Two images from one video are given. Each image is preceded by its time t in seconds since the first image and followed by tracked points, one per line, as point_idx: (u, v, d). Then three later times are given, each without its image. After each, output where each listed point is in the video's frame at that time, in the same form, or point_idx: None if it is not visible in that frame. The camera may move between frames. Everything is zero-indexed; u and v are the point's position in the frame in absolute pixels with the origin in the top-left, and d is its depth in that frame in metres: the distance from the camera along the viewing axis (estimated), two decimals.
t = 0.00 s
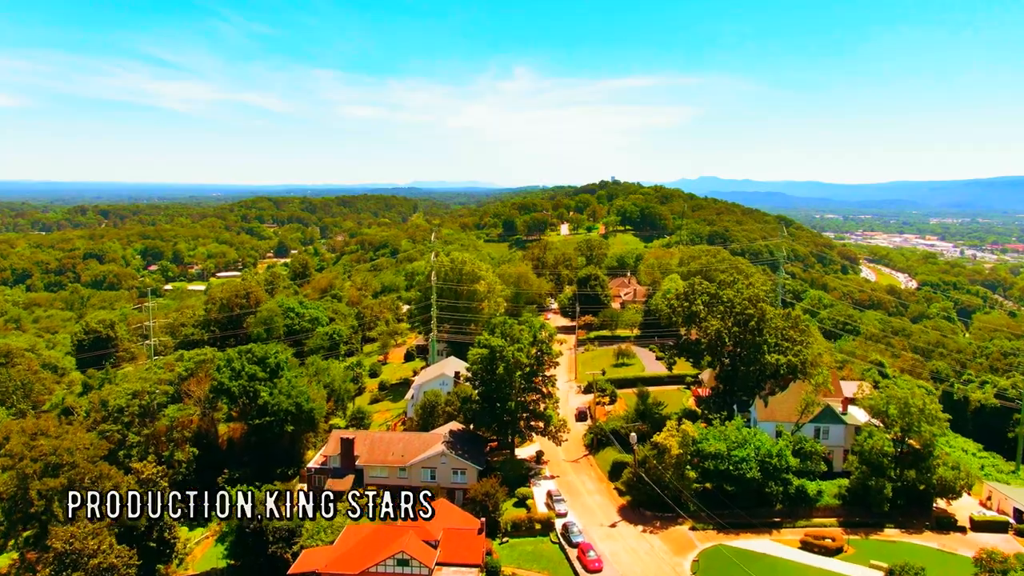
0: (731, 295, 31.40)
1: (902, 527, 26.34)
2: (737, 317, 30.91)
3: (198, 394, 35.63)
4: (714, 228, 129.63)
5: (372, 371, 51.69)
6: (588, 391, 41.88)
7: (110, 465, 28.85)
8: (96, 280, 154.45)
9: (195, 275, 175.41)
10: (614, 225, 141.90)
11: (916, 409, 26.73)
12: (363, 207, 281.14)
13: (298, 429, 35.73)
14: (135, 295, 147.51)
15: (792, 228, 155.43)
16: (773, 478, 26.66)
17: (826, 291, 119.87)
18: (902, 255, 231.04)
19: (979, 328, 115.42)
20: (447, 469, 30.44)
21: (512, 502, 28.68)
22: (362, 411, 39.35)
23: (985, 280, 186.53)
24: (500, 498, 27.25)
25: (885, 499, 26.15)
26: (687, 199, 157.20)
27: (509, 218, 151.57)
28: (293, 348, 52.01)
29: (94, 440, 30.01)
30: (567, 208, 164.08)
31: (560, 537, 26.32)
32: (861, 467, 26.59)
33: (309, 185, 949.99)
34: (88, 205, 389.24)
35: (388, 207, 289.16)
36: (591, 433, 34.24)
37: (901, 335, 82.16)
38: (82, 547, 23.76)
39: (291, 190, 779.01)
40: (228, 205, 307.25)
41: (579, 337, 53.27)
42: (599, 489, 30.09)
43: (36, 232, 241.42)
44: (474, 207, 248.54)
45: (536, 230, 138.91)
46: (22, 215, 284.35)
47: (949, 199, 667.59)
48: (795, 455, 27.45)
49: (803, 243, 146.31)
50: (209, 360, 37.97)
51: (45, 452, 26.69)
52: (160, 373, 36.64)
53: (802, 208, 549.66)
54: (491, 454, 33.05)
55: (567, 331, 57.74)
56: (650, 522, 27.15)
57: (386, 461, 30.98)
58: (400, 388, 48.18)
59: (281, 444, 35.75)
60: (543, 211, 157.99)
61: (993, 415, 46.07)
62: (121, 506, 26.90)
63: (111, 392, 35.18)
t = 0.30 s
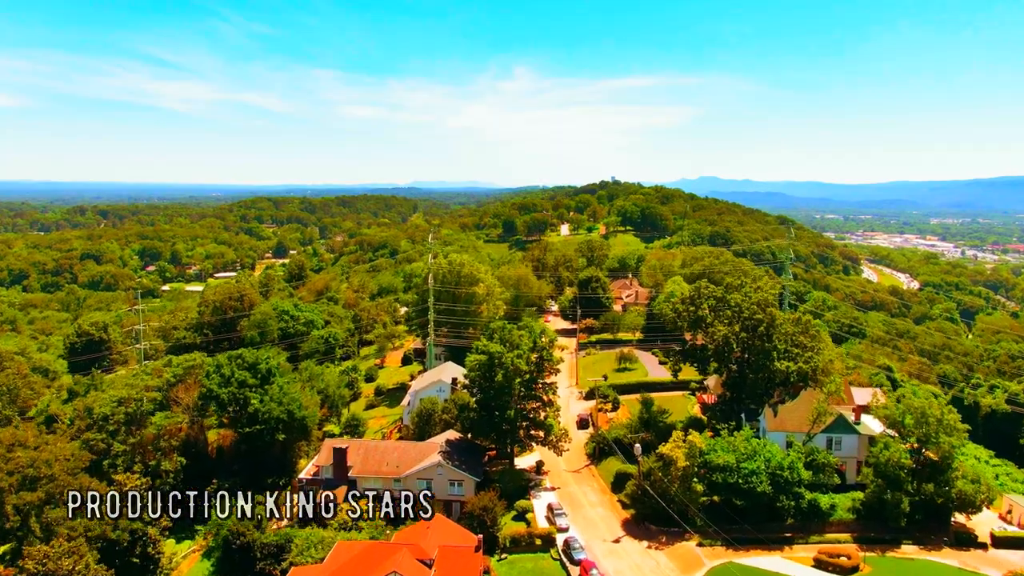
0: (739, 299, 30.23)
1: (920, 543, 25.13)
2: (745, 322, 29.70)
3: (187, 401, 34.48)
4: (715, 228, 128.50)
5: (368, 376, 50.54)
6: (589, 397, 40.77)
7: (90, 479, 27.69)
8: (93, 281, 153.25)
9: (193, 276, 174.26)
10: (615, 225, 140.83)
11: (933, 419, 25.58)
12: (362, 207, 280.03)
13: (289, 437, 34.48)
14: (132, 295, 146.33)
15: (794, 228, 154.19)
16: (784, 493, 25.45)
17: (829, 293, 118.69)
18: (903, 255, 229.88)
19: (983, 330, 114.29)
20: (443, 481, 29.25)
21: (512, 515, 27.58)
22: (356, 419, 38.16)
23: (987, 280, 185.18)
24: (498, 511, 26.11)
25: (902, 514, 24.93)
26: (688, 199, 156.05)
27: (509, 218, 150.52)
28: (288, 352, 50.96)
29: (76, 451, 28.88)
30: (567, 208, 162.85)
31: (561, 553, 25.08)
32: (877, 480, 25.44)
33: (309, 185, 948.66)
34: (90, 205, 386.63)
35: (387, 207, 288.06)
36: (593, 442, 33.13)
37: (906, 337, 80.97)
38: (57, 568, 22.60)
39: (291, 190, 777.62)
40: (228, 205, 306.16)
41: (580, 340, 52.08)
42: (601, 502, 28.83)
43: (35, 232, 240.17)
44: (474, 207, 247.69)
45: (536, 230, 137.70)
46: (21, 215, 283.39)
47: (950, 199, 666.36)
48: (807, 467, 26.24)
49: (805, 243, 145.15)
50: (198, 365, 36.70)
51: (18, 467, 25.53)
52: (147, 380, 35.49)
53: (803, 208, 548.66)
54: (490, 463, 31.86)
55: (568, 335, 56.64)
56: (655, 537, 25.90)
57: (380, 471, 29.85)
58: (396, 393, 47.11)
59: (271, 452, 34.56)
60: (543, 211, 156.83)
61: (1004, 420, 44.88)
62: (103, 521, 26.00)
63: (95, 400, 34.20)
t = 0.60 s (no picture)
0: (748, 304, 29.07)
1: (939, 561, 23.87)
2: (754, 328, 28.55)
3: (174, 410, 33.24)
4: (717, 228, 127.38)
5: (364, 381, 49.35)
6: (591, 404, 39.60)
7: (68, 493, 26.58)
8: (90, 282, 152.17)
9: (191, 276, 173.14)
10: (615, 225, 139.84)
11: (953, 430, 24.35)
12: (362, 207, 279.02)
13: (281, 446, 33.34)
14: (129, 296, 145.18)
15: (795, 228, 153.08)
16: (797, 508, 24.24)
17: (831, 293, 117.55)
18: (905, 256, 228.82)
19: (987, 332, 113.25)
20: (440, 494, 28.03)
21: (510, 530, 26.47)
22: (350, 426, 36.99)
23: (990, 280, 183.87)
24: (495, 527, 24.89)
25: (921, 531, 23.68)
26: (689, 199, 154.91)
27: (509, 218, 149.43)
28: (282, 357, 49.89)
29: (54, 462, 27.77)
30: (567, 208, 161.58)
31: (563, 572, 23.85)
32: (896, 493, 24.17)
33: (309, 185, 947.09)
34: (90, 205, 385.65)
35: (387, 207, 287.03)
36: (595, 451, 31.97)
37: (911, 339, 79.67)
38: None
39: (291, 190, 777.31)
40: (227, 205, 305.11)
41: (581, 344, 50.89)
42: (604, 516, 27.57)
43: (33, 232, 238.96)
44: (473, 207, 245.25)
45: (536, 230, 136.59)
46: (19, 215, 282.32)
47: (950, 199, 664.97)
48: (820, 480, 25.03)
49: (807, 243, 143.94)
50: (186, 370, 35.27)
51: None
52: (133, 387, 33.95)
53: (803, 208, 547.60)
54: (488, 474, 30.67)
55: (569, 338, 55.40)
56: (661, 555, 24.61)
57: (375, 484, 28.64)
58: (392, 399, 45.99)
59: (262, 462, 33.49)
60: (543, 211, 155.48)
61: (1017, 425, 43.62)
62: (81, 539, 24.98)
63: (80, 408, 32.72)
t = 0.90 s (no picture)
0: (757, 311, 27.86)
1: None
2: (763, 336, 27.38)
3: (160, 421, 32.01)
4: (718, 229, 126.18)
5: (360, 387, 48.24)
6: (592, 412, 38.46)
7: (46, 511, 25.44)
8: (87, 283, 151.04)
9: (189, 277, 172.08)
10: (615, 226, 138.74)
11: (977, 444, 23.14)
12: (361, 207, 277.89)
13: (271, 458, 32.15)
14: (126, 298, 144.11)
15: (797, 228, 151.86)
16: (810, 527, 23.00)
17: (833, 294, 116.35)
18: (906, 256, 227.60)
19: (991, 333, 112.09)
20: (436, 510, 26.79)
21: (509, 549, 25.34)
22: (344, 436, 35.76)
23: (992, 280, 182.58)
24: (493, 546, 23.76)
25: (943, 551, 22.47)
26: (690, 199, 153.68)
27: (509, 219, 148.27)
28: (276, 362, 48.76)
29: (32, 478, 26.55)
30: (567, 209, 160.28)
31: None
32: (916, 511, 22.99)
33: (309, 185, 946.98)
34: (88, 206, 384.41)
35: (387, 207, 285.84)
36: (598, 463, 30.79)
37: (916, 341, 78.44)
38: None
39: (291, 190, 776.53)
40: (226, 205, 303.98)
41: (582, 349, 49.68)
42: (607, 533, 26.37)
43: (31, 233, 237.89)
44: (473, 207, 244.22)
45: (536, 231, 135.47)
46: (18, 215, 281.21)
47: (950, 199, 663.54)
48: (835, 497, 23.84)
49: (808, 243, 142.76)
50: (173, 378, 33.60)
51: None
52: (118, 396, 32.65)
53: (803, 208, 546.00)
54: (486, 488, 29.45)
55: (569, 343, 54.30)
56: None
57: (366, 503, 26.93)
58: (388, 406, 44.87)
59: (250, 473, 32.23)
60: (543, 211, 154.33)
61: None
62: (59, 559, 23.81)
63: (63, 418, 31.54)
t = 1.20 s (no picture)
0: (768, 324, 26.46)
1: None
2: (775, 350, 26.03)
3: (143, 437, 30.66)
4: (720, 230, 124.80)
5: (355, 396, 46.91)
6: (595, 425, 37.13)
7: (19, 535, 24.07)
8: (83, 285, 149.60)
9: (187, 279, 170.74)
10: (616, 226, 137.45)
11: (1005, 468, 21.72)
12: (360, 207, 276.53)
13: (260, 476, 31.07)
14: (122, 300, 142.75)
15: (799, 229, 150.50)
16: (829, 556, 21.21)
17: (835, 296, 115.04)
18: (908, 256, 226.14)
19: (996, 336, 110.66)
20: (430, 534, 25.51)
21: None
22: (336, 452, 34.39)
23: (994, 281, 181.33)
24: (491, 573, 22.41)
25: None
26: (690, 199, 152.29)
27: (509, 219, 146.91)
28: (268, 371, 47.42)
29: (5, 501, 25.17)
30: (567, 209, 158.80)
31: None
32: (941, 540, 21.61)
33: (309, 185, 946.37)
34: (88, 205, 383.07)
35: (386, 207, 284.50)
36: (601, 482, 29.49)
37: (922, 345, 77.09)
38: None
39: (291, 190, 775.60)
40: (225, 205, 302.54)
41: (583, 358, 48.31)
42: (612, 558, 24.96)
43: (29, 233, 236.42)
44: (473, 207, 242.88)
45: (536, 232, 134.33)
46: (16, 216, 279.75)
47: (951, 198, 662.10)
48: (855, 523, 22.45)
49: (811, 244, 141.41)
50: (158, 392, 32.16)
51: None
52: (100, 408, 31.28)
53: (804, 208, 544.42)
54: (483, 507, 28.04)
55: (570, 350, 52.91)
56: None
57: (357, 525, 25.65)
58: (384, 417, 43.54)
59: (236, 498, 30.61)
60: (543, 212, 153.00)
61: None
62: None
63: (42, 434, 30.10)
